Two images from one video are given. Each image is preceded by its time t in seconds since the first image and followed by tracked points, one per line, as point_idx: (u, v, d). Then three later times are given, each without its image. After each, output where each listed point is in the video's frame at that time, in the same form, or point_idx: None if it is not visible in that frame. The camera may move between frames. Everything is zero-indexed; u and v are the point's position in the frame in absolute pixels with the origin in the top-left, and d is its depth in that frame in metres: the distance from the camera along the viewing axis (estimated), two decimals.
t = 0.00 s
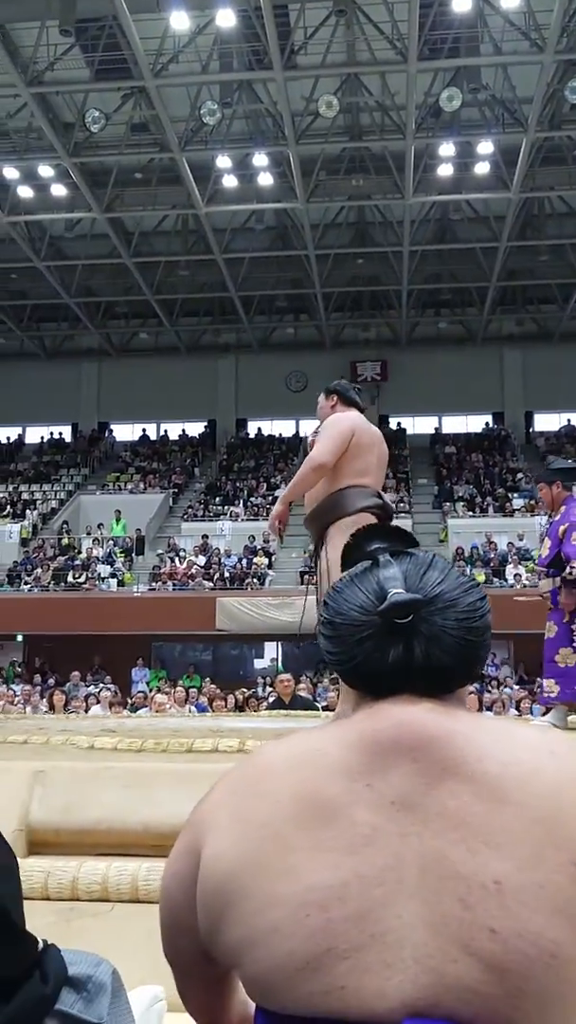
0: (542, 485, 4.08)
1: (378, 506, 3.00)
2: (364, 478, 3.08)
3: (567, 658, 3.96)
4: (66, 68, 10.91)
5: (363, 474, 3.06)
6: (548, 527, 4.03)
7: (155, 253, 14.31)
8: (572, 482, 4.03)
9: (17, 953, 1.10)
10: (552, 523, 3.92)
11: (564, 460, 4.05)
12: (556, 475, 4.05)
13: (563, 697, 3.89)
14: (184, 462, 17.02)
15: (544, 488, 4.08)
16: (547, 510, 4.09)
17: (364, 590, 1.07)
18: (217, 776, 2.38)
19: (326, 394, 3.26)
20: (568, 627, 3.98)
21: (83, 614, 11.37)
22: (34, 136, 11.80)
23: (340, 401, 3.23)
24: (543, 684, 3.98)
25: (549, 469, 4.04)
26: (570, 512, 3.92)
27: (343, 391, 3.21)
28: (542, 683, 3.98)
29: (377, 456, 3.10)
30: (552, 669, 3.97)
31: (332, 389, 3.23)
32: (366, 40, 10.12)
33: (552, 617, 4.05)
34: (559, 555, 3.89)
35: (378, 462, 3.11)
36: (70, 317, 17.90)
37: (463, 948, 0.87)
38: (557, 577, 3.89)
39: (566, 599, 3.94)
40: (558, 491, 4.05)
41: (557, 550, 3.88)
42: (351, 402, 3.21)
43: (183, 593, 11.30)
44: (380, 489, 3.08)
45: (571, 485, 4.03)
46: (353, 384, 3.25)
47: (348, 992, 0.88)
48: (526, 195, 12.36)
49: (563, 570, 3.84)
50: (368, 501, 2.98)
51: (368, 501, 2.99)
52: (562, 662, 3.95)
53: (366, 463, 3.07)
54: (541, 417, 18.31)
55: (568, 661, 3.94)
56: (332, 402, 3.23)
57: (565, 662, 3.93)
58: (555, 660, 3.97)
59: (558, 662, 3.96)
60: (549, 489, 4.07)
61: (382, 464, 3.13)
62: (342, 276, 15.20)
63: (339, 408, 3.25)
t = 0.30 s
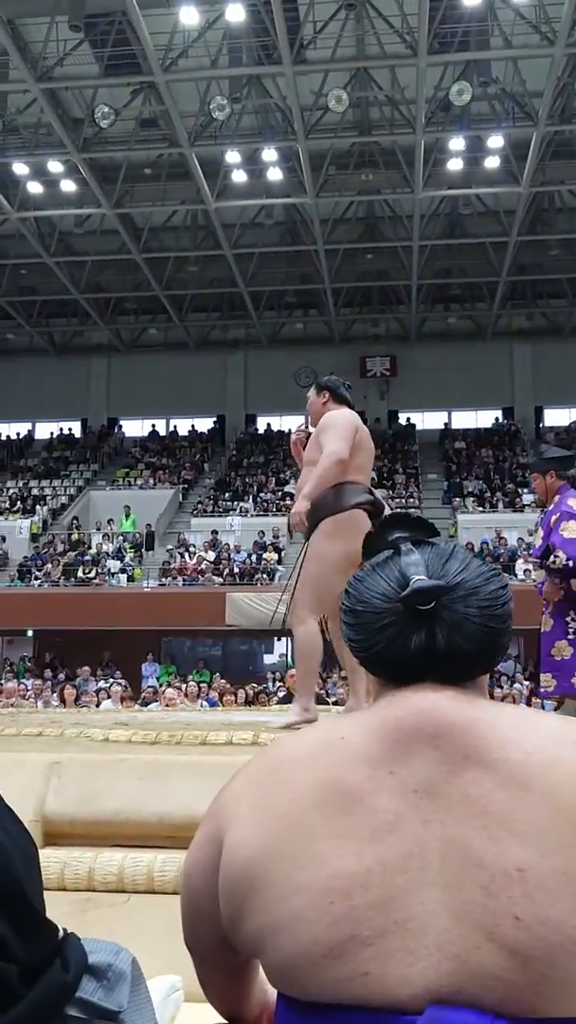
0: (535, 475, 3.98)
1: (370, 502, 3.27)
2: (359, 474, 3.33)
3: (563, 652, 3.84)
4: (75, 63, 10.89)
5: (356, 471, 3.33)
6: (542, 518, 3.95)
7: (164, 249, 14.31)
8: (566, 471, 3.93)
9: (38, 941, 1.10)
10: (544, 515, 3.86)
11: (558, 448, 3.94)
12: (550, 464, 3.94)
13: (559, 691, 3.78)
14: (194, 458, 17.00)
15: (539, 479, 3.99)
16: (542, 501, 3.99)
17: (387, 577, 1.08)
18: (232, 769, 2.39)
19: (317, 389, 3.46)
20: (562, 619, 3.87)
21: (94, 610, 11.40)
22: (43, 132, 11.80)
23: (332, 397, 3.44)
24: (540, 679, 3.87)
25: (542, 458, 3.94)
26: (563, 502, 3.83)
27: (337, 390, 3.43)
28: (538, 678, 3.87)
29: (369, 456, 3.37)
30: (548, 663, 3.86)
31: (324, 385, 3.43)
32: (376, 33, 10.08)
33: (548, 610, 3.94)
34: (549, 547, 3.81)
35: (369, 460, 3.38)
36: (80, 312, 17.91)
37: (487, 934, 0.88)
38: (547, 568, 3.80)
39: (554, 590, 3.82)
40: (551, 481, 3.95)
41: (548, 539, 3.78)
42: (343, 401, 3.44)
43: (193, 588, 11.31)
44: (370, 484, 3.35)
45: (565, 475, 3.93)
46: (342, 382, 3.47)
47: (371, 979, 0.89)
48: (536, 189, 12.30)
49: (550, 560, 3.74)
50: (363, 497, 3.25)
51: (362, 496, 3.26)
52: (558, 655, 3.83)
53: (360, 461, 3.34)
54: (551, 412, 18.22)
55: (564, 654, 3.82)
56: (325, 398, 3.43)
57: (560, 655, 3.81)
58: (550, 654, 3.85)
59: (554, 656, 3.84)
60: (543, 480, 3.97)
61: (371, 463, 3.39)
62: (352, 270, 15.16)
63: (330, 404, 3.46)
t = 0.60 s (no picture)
0: (537, 470, 3.93)
1: (341, 503, 3.28)
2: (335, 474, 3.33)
3: (564, 649, 3.82)
4: (83, 62, 10.86)
5: (332, 471, 3.33)
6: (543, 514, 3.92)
7: (173, 247, 14.31)
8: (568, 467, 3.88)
9: (52, 936, 1.11)
10: (545, 511, 3.82)
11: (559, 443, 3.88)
12: (551, 460, 3.89)
13: (562, 688, 3.78)
14: (204, 456, 17.00)
15: (540, 474, 3.96)
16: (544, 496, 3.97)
17: (399, 572, 1.08)
18: (243, 765, 2.39)
19: (296, 388, 3.46)
20: (564, 617, 3.84)
21: (104, 608, 11.42)
22: (52, 132, 11.80)
23: (309, 396, 3.44)
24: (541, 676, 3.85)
25: (543, 454, 3.89)
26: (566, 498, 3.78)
27: (315, 388, 3.43)
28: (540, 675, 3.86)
29: (346, 457, 3.38)
30: (550, 660, 3.83)
31: (303, 384, 3.44)
32: (384, 29, 10.04)
33: (550, 606, 3.92)
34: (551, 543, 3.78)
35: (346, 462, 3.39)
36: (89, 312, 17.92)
37: (502, 929, 0.88)
38: (549, 565, 3.78)
39: (557, 587, 3.79)
40: (554, 476, 3.90)
41: (550, 535, 3.76)
42: (320, 399, 3.44)
43: (202, 587, 11.32)
44: (344, 484, 3.36)
45: (567, 471, 3.88)
46: (321, 381, 3.48)
47: (386, 972, 0.89)
48: (546, 185, 12.26)
49: (553, 557, 3.72)
50: (333, 498, 3.25)
51: (333, 497, 3.26)
52: (559, 652, 3.81)
53: (336, 461, 3.35)
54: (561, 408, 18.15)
55: (565, 651, 3.80)
56: (303, 396, 3.44)
57: (562, 652, 3.80)
58: (552, 651, 3.82)
59: (555, 652, 3.82)
60: (545, 476, 3.94)
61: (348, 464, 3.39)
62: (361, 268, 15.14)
63: (307, 403, 3.46)
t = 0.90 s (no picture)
0: (539, 464, 3.95)
1: (292, 499, 3.30)
2: (285, 468, 3.36)
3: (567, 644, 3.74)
4: (90, 61, 10.87)
5: (281, 466, 3.35)
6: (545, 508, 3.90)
7: (179, 245, 14.31)
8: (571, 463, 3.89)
9: (68, 928, 1.11)
10: (547, 504, 3.79)
11: (561, 439, 3.90)
12: (554, 455, 3.91)
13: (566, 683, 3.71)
14: (212, 455, 17.01)
15: (542, 470, 3.96)
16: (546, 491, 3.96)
17: (413, 563, 1.08)
18: (253, 760, 2.39)
19: (246, 388, 3.48)
20: (567, 612, 3.75)
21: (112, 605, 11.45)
22: (59, 131, 11.81)
23: (259, 393, 3.45)
24: (544, 671, 3.78)
25: (545, 449, 3.91)
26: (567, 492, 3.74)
27: (262, 383, 3.43)
28: (542, 670, 3.78)
29: (298, 449, 3.39)
30: (553, 655, 3.76)
31: (252, 383, 3.44)
32: (390, 25, 10.01)
33: (552, 603, 3.81)
34: (553, 537, 3.70)
35: (301, 455, 3.40)
36: (96, 311, 17.94)
37: (517, 919, 0.88)
38: (554, 559, 3.73)
39: (561, 580, 3.76)
40: (555, 470, 3.91)
41: (552, 531, 3.69)
42: (269, 393, 3.45)
43: (211, 585, 11.33)
44: (298, 480, 3.38)
45: (569, 466, 3.89)
46: (270, 374, 3.47)
47: (403, 962, 0.89)
48: (553, 180, 12.22)
49: (557, 551, 3.67)
50: (285, 495, 3.29)
51: (281, 494, 3.29)
52: (562, 647, 3.73)
53: (289, 455, 3.37)
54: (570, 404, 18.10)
55: (568, 647, 3.72)
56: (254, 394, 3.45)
57: (565, 647, 3.72)
58: (555, 646, 3.74)
59: (558, 647, 3.74)
60: (546, 472, 3.95)
61: (301, 455, 3.40)
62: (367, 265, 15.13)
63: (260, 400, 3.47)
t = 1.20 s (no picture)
0: (526, 465, 3.87)
1: (266, 489, 3.30)
2: (252, 457, 3.35)
3: (559, 642, 3.62)
4: (93, 61, 10.86)
5: (249, 458, 3.35)
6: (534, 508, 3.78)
7: (182, 245, 14.32)
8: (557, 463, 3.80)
9: (78, 923, 1.11)
10: (535, 502, 3.66)
11: (547, 441, 3.83)
12: (541, 456, 3.83)
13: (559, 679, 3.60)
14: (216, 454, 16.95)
15: (529, 471, 3.88)
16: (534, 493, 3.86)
17: (425, 559, 1.09)
18: (259, 757, 2.39)
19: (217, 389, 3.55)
20: (559, 609, 3.64)
21: (116, 605, 11.45)
22: (62, 131, 11.82)
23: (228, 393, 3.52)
24: (536, 670, 3.68)
25: (533, 451, 3.84)
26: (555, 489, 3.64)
27: (231, 382, 3.53)
28: (535, 667, 3.69)
29: (262, 436, 3.36)
30: (546, 653, 3.66)
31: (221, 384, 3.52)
32: (393, 24, 9.99)
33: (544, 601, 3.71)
34: (543, 533, 3.59)
35: (270, 442, 3.38)
36: (99, 311, 17.95)
37: (528, 912, 0.88)
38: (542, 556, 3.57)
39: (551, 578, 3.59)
40: (542, 472, 3.83)
41: (542, 527, 3.58)
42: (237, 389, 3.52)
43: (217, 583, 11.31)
44: (272, 469, 3.37)
45: (555, 466, 3.80)
46: (236, 370, 3.53)
47: (415, 957, 0.89)
48: (557, 178, 12.19)
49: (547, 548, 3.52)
50: (256, 485, 3.29)
51: (253, 484, 3.30)
52: (555, 645, 3.62)
53: (252, 445, 3.36)
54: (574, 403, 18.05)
55: (561, 644, 3.61)
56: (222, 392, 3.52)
57: (557, 644, 3.60)
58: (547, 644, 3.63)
59: (551, 645, 3.62)
60: (534, 472, 3.86)
61: (272, 443, 3.39)
62: (370, 264, 15.13)
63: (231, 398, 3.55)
